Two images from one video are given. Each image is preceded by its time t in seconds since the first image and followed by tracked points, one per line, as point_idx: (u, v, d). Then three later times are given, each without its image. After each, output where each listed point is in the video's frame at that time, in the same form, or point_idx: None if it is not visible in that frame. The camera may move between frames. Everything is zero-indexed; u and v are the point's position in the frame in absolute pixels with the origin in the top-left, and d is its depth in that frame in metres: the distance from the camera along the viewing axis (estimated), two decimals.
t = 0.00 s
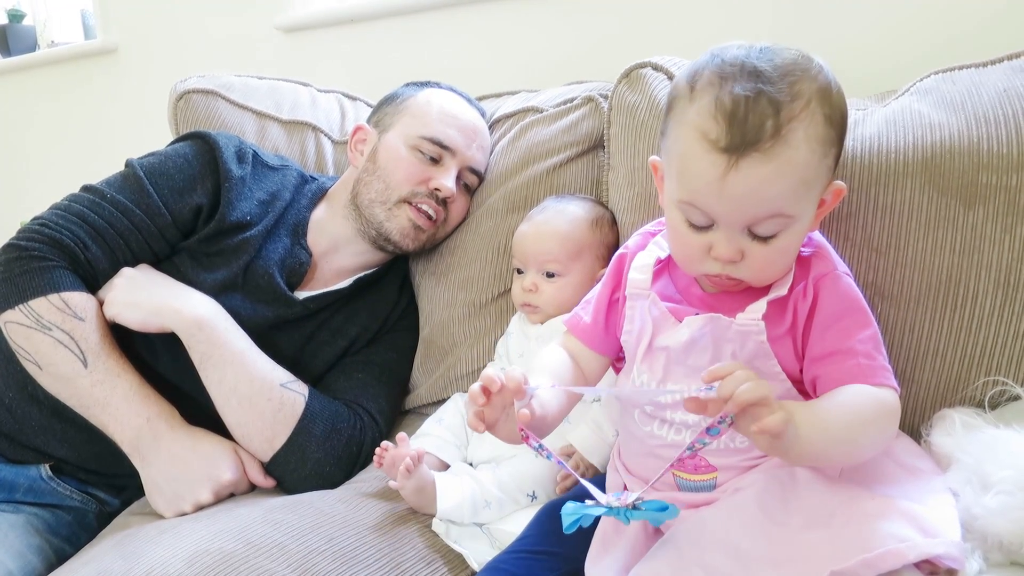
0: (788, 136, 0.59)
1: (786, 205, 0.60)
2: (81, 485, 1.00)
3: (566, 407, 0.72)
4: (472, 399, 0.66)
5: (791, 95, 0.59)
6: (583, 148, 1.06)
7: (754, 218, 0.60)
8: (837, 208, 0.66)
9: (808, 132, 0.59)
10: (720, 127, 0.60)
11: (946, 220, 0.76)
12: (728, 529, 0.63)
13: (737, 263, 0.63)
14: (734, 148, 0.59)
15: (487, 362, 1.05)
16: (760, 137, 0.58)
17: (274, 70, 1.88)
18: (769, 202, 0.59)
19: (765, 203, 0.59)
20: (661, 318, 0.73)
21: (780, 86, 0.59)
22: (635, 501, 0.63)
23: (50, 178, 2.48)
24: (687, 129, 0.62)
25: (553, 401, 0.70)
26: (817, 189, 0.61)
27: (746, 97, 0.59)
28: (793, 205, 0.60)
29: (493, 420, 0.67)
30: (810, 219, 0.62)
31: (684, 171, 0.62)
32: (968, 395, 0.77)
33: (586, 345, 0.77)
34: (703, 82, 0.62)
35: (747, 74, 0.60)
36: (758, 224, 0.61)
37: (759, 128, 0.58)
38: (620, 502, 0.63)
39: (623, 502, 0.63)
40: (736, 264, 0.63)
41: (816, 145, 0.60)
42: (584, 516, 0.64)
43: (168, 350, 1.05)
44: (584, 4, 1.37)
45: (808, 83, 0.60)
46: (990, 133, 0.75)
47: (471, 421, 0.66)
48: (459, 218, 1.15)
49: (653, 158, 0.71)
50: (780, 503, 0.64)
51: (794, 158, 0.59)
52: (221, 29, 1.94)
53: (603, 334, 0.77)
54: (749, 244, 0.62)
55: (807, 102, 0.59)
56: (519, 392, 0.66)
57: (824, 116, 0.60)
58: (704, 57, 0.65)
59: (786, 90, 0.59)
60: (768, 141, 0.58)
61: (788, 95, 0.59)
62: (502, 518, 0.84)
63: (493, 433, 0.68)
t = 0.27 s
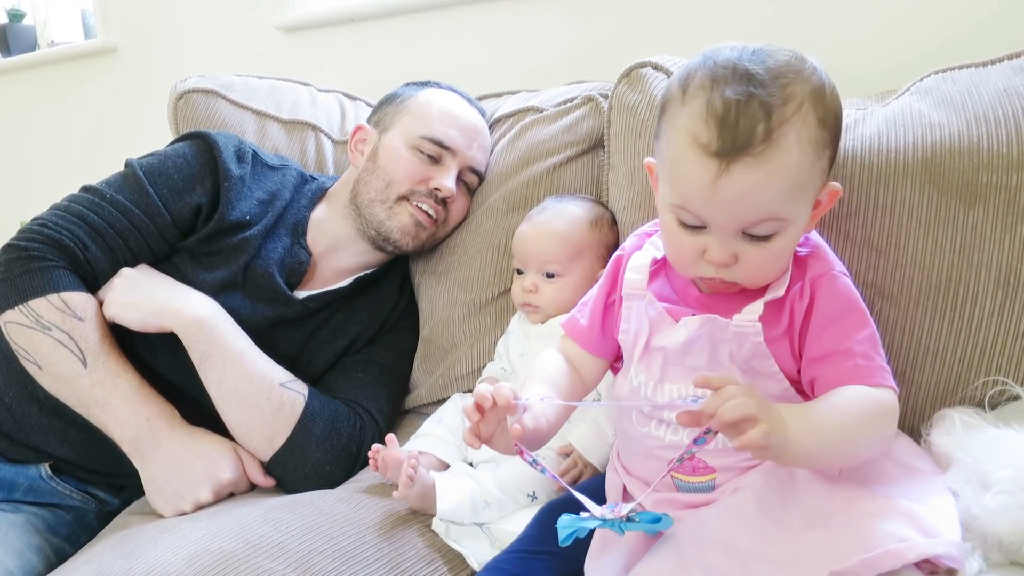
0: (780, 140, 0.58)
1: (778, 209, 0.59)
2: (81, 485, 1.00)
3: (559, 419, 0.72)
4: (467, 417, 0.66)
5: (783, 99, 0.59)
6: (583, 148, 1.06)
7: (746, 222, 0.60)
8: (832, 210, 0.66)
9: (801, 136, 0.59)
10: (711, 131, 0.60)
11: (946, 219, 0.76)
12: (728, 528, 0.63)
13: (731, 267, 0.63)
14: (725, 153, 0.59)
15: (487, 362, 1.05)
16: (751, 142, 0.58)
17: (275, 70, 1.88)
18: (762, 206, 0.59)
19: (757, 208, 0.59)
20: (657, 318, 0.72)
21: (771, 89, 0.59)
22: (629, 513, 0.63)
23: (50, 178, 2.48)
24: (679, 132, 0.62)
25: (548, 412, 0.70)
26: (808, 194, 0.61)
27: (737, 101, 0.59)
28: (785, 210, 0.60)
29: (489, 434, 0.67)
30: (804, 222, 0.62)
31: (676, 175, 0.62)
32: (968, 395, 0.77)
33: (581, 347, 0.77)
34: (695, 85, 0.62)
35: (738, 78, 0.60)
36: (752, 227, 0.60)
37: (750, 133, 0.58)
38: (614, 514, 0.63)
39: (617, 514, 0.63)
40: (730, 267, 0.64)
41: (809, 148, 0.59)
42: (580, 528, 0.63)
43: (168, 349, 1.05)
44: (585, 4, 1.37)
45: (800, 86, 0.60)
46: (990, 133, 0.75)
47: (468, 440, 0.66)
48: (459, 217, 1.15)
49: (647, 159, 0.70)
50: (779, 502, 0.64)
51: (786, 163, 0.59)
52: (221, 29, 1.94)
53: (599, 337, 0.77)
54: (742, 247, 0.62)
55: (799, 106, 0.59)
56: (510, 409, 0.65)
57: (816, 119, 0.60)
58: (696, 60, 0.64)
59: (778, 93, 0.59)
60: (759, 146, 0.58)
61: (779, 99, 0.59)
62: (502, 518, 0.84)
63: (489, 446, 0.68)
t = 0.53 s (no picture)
0: (778, 143, 0.58)
1: (777, 212, 0.59)
2: (81, 484, 1.00)
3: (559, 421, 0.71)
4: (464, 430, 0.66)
5: (782, 101, 0.59)
6: (583, 147, 1.06)
7: (745, 225, 0.60)
8: (831, 209, 0.66)
9: (800, 139, 0.59)
10: (709, 134, 0.59)
11: (946, 219, 0.76)
12: (728, 528, 0.63)
13: (730, 268, 0.63)
14: (723, 156, 0.59)
15: (487, 362, 1.05)
16: (749, 145, 0.58)
17: (275, 69, 1.88)
18: (761, 210, 0.59)
19: (756, 211, 0.59)
20: (657, 319, 0.72)
21: (770, 92, 0.59)
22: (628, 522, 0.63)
23: (51, 177, 2.48)
24: (677, 135, 0.62)
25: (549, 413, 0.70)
26: (807, 196, 0.61)
27: (736, 104, 0.59)
28: (784, 213, 0.60)
29: (488, 442, 0.67)
30: (803, 224, 0.62)
31: (675, 177, 0.62)
32: (968, 395, 0.77)
33: (579, 348, 0.77)
34: (693, 87, 0.62)
35: (736, 80, 0.60)
36: (751, 230, 0.60)
37: (748, 136, 0.58)
38: (614, 522, 0.63)
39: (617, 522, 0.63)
40: (730, 269, 0.64)
41: (808, 151, 0.59)
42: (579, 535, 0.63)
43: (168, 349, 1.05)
44: (586, 3, 1.37)
45: (798, 87, 0.60)
46: (991, 133, 0.75)
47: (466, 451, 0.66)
48: (459, 217, 1.15)
49: (646, 161, 0.70)
50: (779, 502, 0.64)
51: (785, 166, 0.59)
52: (222, 29, 1.94)
53: (598, 339, 0.77)
54: (741, 250, 0.62)
55: (798, 108, 0.59)
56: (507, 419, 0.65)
57: (815, 121, 0.60)
58: (693, 61, 0.64)
59: (776, 95, 0.59)
60: (758, 149, 0.58)
61: (778, 101, 0.59)
62: (502, 518, 0.84)
63: (488, 454, 0.68)
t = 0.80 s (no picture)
0: (780, 144, 0.58)
1: (778, 212, 0.59)
2: (82, 485, 1.00)
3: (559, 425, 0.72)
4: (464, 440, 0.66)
5: (783, 101, 0.59)
6: (583, 147, 1.06)
7: (746, 225, 0.60)
8: (831, 208, 0.65)
9: (801, 139, 0.59)
10: (711, 135, 0.59)
11: (946, 219, 0.76)
12: (728, 527, 0.63)
13: (730, 269, 0.63)
14: (725, 156, 0.58)
15: (487, 362, 1.05)
16: (751, 145, 0.58)
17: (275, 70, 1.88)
18: (762, 210, 0.59)
19: (758, 211, 0.59)
20: (657, 319, 0.72)
21: (771, 92, 0.59)
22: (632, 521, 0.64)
23: (52, 178, 2.48)
24: (679, 135, 0.62)
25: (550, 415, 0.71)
26: (809, 195, 0.61)
27: (737, 104, 0.59)
28: (786, 212, 0.60)
29: (489, 451, 0.67)
30: (804, 224, 0.62)
31: (676, 177, 0.62)
32: (969, 395, 0.77)
33: (579, 350, 0.78)
34: (695, 86, 0.62)
35: (737, 79, 0.60)
36: (753, 230, 0.60)
37: (750, 136, 0.58)
38: (619, 523, 0.64)
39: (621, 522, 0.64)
40: (730, 270, 0.64)
41: (809, 151, 0.59)
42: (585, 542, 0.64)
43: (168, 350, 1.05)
44: (585, 3, 1.37)
45: (799, 87, 0.60)
46: (991, 132, 0.75)
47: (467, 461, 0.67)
48: (459, 217, 1.15)
49: (645, 161, 0.70)
50: (779, 501, 0.64)
51: (786, 166, 0.58)
52: (222, 29, 1.94)
53: (597, 340, 0.77)
54: (741, 250, 0.62)
55: (799, 108, 0.59)
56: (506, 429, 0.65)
57: (816, 121, 0.60)
58: (695, 61, 0.64)
59: (778, 95, 0.59)
60: (759, 149, 0.58)
61: (780, 101, 0.59)
62: (503, 518, 0.84)
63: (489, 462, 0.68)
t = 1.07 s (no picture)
0: (781, 148, 0.58)
1: (779, 217, 0.60)
2: (82, 484, 1.00)
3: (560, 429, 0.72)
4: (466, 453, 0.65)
5: (785, 106, 0.59)
6: (583, 147, 1.06)
7: (747, 230, 0.60)
8: (831, 210, 0.65)
9: (802, 143, 0.59)
10: (712, 139, 0.59)
11: (947, 219, 0.76)
12: (728, 527, 0.63)
13: (730, 272, 0.63)
14: (727, 162, 0.58)
15: (487, 361, 1.05)
16: (752, 150, 0.58)
17: (276, 69, 1.88)
18: (763, 215, 0.59)
19: (759, 216, 0.59)
20: (657, 321, 0.72)
21: (773, 96, 0.59)
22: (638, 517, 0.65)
23: (52, 178, 2.48)
24: (679, 139, 0.62)
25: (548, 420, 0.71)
26: (810, 199, 0.61)
27: (739, 108, 0.59)
28: (787, 217, 0.60)
29: (490, 462, 0.67)
30: (804, 227, 0.62)
31: (677, 181, 0.62)
32: (969, 395, 0.77)
33: (579, 352, 0.78)
34: (695, 90, 0.62)
35: (738, 84, 0.60)
36: (753, 235, 0.61)
37: (752, 141, 0.58)
38: (625, 522, 0.64)
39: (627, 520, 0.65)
40: (730, 273, 0.64)
41: (810, 155, 0.59)
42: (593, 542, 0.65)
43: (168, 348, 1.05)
44: (585, 3, 1.37)
45: (801, 91, 0.60)
46: (991, 133, 0.75)
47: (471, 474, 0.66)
48: (459, 217, 1.15)
49: (646, 162, 0.70)
50: (779, 502, 0.64)
51: (788, 171, 0.58)
52: (222, 29, 1.94)
53: (597, 342, 0.77)
54: (742, 253, 0.62)
55: (800, 112, 0.59)
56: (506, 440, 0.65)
57: (817, 125, 0.60)
58: (696, 64, 0.64)
59: (780, 100, 0.59)
60: (761, 155, 0.58)
61: (781, 106, 0.58)
62: (503, 518, 0.84)
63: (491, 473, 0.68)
